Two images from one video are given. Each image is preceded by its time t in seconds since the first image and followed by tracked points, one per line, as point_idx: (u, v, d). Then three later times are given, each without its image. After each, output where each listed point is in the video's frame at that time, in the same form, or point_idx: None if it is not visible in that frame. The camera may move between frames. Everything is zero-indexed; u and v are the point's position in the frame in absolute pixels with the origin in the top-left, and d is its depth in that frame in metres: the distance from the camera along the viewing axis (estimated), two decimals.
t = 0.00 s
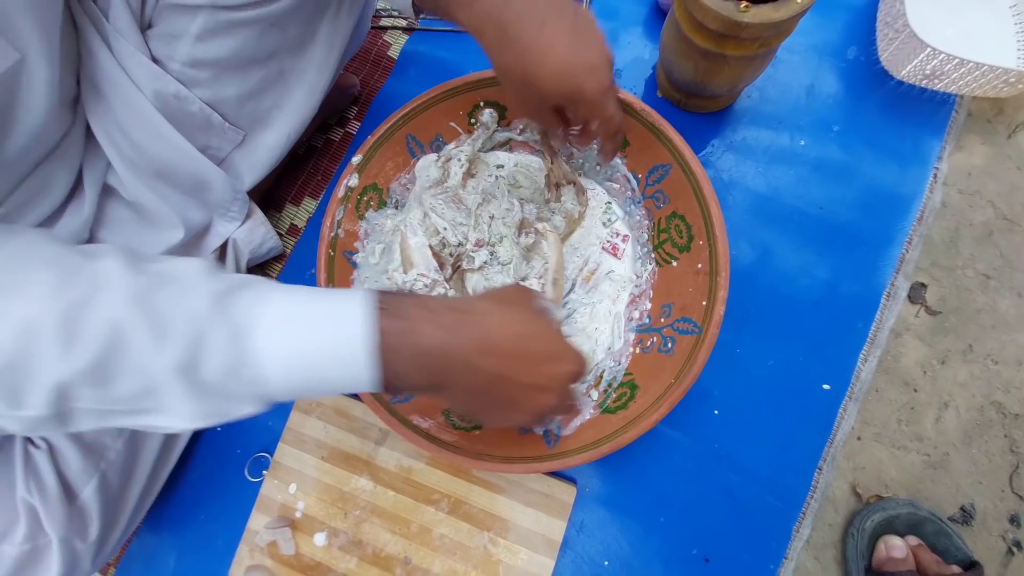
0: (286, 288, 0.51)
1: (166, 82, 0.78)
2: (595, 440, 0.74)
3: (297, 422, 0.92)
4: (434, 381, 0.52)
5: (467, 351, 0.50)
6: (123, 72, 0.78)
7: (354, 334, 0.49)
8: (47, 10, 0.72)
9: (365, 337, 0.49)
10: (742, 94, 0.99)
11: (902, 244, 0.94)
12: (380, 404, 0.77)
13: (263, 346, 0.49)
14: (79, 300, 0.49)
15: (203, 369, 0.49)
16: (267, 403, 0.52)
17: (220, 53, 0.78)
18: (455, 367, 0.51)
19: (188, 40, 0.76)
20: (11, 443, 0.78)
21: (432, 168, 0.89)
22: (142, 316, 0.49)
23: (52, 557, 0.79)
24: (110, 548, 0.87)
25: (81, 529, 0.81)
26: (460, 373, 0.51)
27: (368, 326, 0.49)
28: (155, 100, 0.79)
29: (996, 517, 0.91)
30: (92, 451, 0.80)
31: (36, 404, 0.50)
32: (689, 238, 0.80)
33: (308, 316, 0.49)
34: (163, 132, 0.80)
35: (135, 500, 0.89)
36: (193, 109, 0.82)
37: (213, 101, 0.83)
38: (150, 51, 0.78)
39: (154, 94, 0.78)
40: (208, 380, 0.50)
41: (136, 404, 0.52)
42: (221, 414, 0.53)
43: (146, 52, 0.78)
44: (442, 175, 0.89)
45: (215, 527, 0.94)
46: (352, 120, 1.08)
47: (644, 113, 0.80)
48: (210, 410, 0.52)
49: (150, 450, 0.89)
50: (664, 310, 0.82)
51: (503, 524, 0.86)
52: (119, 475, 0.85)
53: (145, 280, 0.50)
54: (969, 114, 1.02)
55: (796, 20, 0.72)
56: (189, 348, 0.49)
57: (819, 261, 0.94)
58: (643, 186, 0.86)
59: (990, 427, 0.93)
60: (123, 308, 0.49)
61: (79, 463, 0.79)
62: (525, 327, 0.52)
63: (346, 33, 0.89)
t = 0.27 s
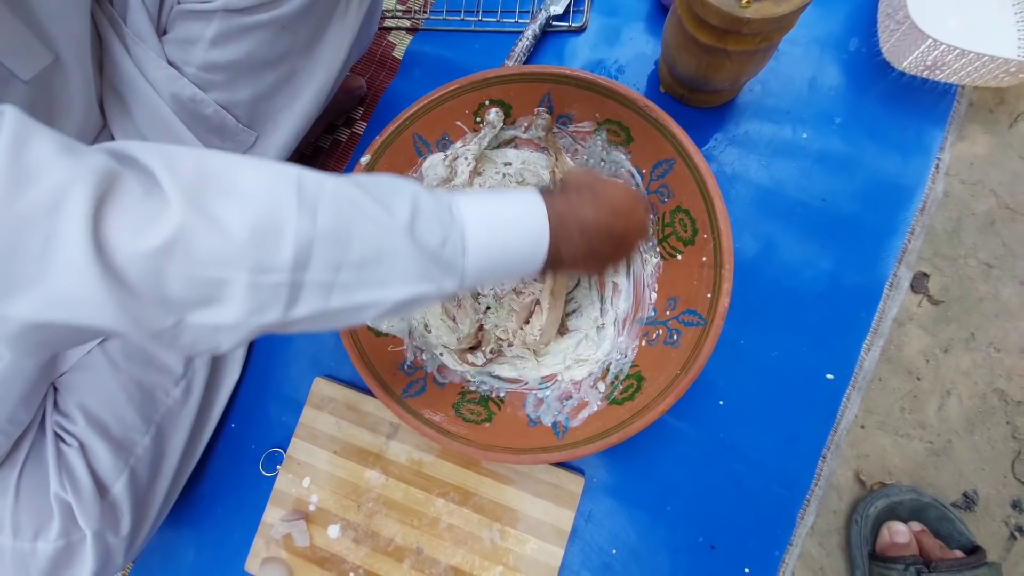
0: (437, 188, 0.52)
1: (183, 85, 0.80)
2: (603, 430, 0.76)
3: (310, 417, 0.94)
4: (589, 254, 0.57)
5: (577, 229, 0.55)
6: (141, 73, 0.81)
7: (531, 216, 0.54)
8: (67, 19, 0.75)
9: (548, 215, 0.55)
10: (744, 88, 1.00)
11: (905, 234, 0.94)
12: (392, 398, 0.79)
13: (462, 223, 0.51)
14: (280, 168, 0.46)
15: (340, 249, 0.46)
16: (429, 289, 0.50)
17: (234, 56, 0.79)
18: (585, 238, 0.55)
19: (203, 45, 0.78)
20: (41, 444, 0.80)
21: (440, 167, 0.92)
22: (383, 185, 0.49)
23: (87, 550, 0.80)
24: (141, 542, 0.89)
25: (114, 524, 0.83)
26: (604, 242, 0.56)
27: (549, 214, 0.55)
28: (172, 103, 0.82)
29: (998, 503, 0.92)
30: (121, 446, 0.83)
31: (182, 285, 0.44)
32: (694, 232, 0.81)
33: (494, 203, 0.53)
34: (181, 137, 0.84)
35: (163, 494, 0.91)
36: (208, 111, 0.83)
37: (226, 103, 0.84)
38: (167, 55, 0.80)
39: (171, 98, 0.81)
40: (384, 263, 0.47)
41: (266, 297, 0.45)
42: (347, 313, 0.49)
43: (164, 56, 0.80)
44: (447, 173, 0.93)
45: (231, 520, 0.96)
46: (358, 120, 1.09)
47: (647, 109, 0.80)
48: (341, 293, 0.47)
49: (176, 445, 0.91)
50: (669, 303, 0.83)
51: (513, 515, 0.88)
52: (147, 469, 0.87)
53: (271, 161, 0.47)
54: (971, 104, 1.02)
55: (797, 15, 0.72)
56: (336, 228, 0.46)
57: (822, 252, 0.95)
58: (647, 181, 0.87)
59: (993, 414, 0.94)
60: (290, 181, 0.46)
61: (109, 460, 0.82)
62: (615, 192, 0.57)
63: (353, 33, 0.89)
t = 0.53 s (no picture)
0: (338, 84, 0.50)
1: (183, 82, 0.80)
2: (602, 427, 0.77)
3: (310, 415, 0.94)
4: (509, 102, 0.53)
5: (486, 81, 0.52)
6: (142, 71, 0.82)
7: (439, 71, 0.49)
8: (67, 16, 0.75)
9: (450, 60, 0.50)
10: (742, 87, 1.00)
11: (901, 232, 0.95)
12: (392, 395, 0.80)
13: (378, 93, 0.47)
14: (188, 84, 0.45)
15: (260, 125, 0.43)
16: (366, 153, 0.45)
17: (236, 58, 0.80)
18: (518, 102, 0.53)
19: (206, 45, 0.78)
20: (34, 441, 0.82)
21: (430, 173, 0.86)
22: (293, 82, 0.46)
23: (77, 549, 0.80)
24: (133, 540, 0.87)
25: (105, 522, 0.83)
26: (518, 93, 0.54)
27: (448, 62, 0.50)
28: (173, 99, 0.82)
29: (993, 498, 0.93)
30: (113, 445, 0.84)
31: (109, 217, 0.40)
32: (691, 230, 0.81)
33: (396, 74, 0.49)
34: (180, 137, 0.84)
35: (156, 492, 0.90)
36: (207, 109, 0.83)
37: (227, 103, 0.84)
38: (170, 55, 0.80)
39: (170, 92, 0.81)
40: (307, 139, 0.44)
41: (201, 184, 0.41)
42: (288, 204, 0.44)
43: (165, 54, 0.80)
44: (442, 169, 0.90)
45: (231, 518, 0.96)
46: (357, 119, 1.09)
47: (645, 108, 0.81)
48: (276, 172, 0.43)
49: (168, 443, 0.90)
50: (667, 301, 0.83)
51: (512, 511, 0.88)
52: (140, 468, 0.87)
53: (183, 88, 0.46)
54: (966, 103, 1.03)
55: (794, 14, 0.73)
56: (253, 109, 0.43)
57: (819, 250, 0.95)
58: (646, 179, 0.88)
59: (987, 411, 0.95)
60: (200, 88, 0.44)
61: (100, 457, 0.82)
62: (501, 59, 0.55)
63: (355, 36, 0.88)
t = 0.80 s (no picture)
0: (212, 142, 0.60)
1: (182, 78, 0.80)
2: (605, 425, 0.77)
3: (315, 414, 0.95)
4: (380, 161, 0.62)
5: (352, 142, 0.61)
6: (139, 64, 0.81)
7: (314, 143, 0.59)
8: (68, 13, 0.76)
9: (322, 132, 0.60)
10: (744, 85, 1.01)
11: (903, 230, 0.95)
12: (397, 394, 0.81)
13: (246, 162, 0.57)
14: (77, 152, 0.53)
15: (131, 202, 0.53)
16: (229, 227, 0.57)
17: (237, 55, 0.80)
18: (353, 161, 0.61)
19: (206, 43, 0.78)
20: (36, 437, 0.82)
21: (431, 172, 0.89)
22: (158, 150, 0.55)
23: (75, 546, 0.81)
24: (132, 537, 0.88)
25: (105, 519, 0.83)
26: (396, 148, 0.62)
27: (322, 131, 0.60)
28: (170, 92, 0.82)
29: (997, 496, 0.93)
30: (116, 442, 0.84)
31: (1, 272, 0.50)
32: (694, 228, 0.82)
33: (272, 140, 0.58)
34: (179, 128, 0.85)
35: (156, 491, 0.90)
36: (207, 106, 0.83)
37: (230, 102, 0.84)
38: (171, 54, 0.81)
39: (168, 87, 0.81)
40: (179, 210, 0.55)
41: (75, 254, 0.52)
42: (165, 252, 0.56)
43: (165, 49, 0.80)
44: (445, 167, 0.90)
45: (237, 516, 0.96)
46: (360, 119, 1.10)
47: (648, 107, 0.81)
48: (144, 240, 0.55)
49: (169, 442, 0.91)
50: (669, 299, 0.84)
51: (516, 509, 0.89)
52: (141, 466, 0.87)
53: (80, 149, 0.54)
54: (968, 101, 1.03)
55: (795, 14, 0.73)
56: (123, 183, 0.53)
57: (821, 248, 0.96)
58: (648, 178, 0.88)
59: (991, 408, 0.95)
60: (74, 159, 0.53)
61: (103, 454, 0.82)
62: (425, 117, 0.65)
63: (354, 31, 0.89)
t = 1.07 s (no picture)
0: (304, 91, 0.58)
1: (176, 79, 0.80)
2: (606, 427, 0.77)
3: (314, 418, 0.95)
4: (435, 143, 0.61)
5: (407, 120, 0.59)
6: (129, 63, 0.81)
7: (376, 112, 0.57)
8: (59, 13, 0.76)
9: (387, 106, 0.58)
10: (741, 85, 1.00)
11: (902, 228, 0.95)
12: (396, 398, 0.80)
13: (308, 110, 0.55)
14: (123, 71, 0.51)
15: (185, 126, 0.50)
16: (282, 171, 0.54)
17: (231, 56, 0.80)
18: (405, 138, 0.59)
19: (200, 45, 0.78)
20: (40, 443, 0.82)
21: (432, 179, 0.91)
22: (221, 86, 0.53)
23: (81, 554, 0.80)
24: (137, 543, 0.88)
25: (109, 525, 0.83)
26: (453, 130, 0.61)
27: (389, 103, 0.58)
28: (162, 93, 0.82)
29: (998, 493, 0.93)
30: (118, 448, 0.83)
31: (36, 176, 0.48)
32: (692, 228, 0.82)
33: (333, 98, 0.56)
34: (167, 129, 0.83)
35: (161, 495, 0.90)
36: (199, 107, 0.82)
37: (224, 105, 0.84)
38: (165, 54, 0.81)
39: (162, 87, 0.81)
40: (233, 144, 0.52)
41: (115, 169, 0.49)
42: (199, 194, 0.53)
43: (159, 51, 0.81)
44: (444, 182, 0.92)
45: (238, 521, 0.96)
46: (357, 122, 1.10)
47: (645, 108, 0.81)
48: (189, 168, 0.51)
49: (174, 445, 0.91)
50: (669, 300, 0.84)
51: (516, 512, 0.88)
52: (145, 471, 0.87)
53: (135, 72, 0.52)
54: (966, 98, 1.03)
55: (792, 13, 0.73)
56: (182, 108, 0.50)
57: (820, 246, 0.95)
58: (646, 179, 0.88)
59: (991, 406, 0.95)
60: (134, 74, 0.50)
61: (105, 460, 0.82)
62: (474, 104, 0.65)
63: (347, 32, 0.89)
